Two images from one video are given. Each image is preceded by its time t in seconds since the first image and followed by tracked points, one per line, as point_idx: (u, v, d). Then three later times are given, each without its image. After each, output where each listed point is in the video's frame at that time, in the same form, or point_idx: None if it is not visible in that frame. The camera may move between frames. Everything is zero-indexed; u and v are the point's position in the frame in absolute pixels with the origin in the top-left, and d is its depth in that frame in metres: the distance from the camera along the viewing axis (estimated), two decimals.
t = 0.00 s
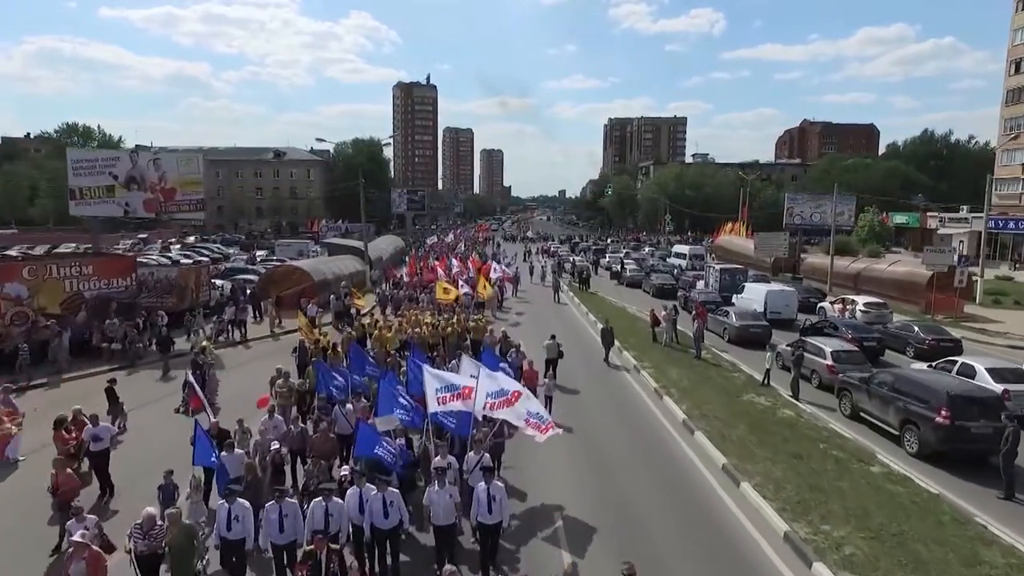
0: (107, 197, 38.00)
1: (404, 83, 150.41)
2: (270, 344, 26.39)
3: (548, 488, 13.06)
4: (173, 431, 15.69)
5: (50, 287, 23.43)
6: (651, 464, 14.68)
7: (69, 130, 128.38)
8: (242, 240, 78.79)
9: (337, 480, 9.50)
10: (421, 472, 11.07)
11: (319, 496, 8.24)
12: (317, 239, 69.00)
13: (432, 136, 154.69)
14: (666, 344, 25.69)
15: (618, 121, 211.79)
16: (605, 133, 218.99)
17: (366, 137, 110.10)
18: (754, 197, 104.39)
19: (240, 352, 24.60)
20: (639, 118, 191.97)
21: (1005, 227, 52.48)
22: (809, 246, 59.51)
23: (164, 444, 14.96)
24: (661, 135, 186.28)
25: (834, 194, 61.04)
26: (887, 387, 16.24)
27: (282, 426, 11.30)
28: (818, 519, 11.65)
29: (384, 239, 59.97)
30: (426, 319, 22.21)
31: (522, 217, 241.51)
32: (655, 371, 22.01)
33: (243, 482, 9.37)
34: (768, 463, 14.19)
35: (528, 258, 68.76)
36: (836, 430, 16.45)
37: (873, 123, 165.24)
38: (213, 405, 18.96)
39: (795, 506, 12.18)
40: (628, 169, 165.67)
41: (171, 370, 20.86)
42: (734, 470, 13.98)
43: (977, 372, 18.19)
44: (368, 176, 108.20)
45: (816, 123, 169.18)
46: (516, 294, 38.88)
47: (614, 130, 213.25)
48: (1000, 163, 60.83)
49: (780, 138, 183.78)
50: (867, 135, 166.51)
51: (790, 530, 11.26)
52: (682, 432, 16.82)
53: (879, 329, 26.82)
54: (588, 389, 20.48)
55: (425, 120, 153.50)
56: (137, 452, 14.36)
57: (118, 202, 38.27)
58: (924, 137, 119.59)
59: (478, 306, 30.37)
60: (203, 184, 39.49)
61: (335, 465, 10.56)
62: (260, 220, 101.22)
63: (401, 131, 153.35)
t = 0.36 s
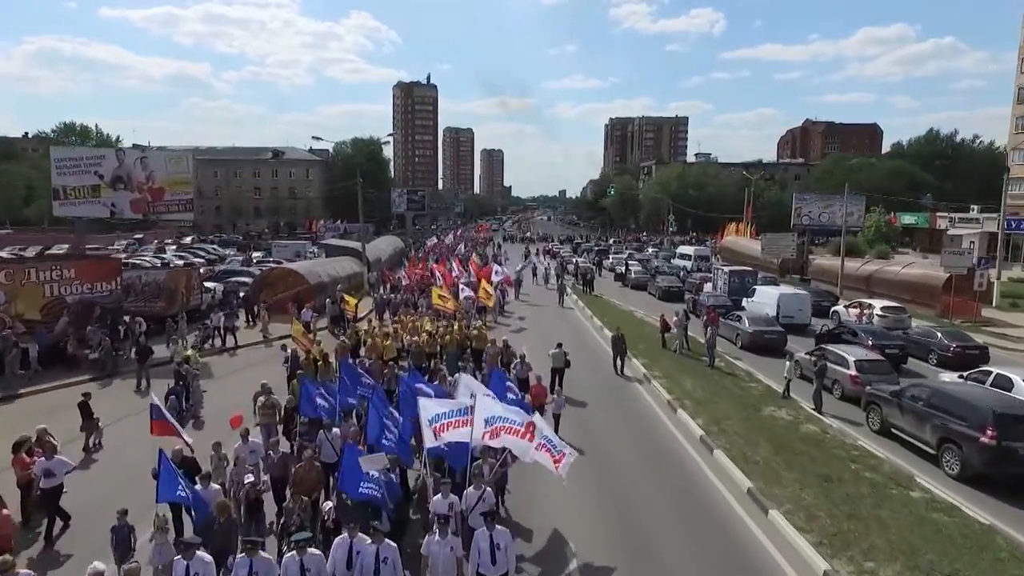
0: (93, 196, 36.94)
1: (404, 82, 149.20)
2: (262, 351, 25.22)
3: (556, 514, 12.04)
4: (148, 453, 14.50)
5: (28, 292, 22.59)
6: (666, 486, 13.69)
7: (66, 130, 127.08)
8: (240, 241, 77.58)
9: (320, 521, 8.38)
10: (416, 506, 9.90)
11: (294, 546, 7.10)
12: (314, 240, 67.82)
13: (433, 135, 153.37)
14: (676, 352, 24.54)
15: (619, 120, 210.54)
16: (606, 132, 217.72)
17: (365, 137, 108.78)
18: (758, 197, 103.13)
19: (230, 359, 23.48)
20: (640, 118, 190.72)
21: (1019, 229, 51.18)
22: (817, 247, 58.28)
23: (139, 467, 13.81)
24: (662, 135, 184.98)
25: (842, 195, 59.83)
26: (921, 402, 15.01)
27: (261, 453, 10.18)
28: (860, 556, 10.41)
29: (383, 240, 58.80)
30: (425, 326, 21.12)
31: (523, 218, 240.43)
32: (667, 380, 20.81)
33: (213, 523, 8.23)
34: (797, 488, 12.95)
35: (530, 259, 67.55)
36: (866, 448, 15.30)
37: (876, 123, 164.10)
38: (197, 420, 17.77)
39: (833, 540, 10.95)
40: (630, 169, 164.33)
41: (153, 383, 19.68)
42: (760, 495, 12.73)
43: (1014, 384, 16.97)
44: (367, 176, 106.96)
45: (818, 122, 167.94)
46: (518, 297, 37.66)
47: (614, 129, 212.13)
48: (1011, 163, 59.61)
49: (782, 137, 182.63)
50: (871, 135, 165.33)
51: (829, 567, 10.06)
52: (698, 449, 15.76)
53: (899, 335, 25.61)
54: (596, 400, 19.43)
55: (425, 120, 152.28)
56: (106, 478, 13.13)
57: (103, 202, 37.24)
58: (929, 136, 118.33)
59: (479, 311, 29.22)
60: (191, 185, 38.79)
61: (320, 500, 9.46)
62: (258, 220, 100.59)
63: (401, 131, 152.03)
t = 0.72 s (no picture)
0: (76, 196, 36.37)
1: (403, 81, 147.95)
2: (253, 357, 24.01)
3: (565, 536, 11.15)
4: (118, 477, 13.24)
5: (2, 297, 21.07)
6: (683, 503, 12.78)
7: (61, 129, 125.55)
8: (236, 241, 76.25)
9: None
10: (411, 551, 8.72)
11: None
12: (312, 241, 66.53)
13: (432, 135, 151.94)
14: (689, 361, 23.34)
15: (620, 120, 209.21)
16: (607, 132, 216.35)
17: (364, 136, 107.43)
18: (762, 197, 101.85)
19: (219, 366, 22.23)
20: (641, 117, 189.41)
21: None
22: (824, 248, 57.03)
23: (108, 493, 12.57)
24: (663, 134, 183.67)
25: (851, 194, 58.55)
26: (964, 419, 13.79)
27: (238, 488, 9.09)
28: None
29: (382, 241, 57.51)
30: (425, 335, 19.88)
31: (523, 218, 239.12)
32: (683, 392, 19.61)
33: None
34: (833, 518, 11.69)
35: (531, 260, 66.29)
36: (903, 469, 14.07)
37: (878, 122, 162.87)
38: (178, 434, 16.55)
39: None
40: (631, 169, 162.96)
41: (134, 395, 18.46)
42: (793, 526, 11.46)
43: None
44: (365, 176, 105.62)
45: (820, 121, 166.66)
46: (520, 300, 36.41)
47: (615, 129, 210.84)
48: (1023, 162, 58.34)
49: (784, 137, 181.44)
50: (873, 134, 164.10)
51: None
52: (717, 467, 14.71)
53: (923, 342, 24.34)
54: (603, 412, 18.45)
55: (425, 120, 150.96)
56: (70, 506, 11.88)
57: (87, 201, 36.68)
58: (933, 135, 117.03)
59: (481, 318, 27.98)
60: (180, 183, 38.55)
61: (301, 550, 8.32)
62: (256, 220, 99.38)
63: (401, 131, 150.63)
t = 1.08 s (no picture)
0: (54, 195, 34.98)
1: (400, 80, 146.73)
2: (240, 365, 22.69)
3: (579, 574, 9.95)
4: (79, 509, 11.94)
5: None
6: (705, 528, 11.57)
7: (54, 129, 124.10)
8: (230, 242, 74.86)
9: None
10: None
11: None
12: (307, 242, 65.22)
13: (430, 135, 150.65)
14: (701, 370, 22.08)
15: (618, 119, 208.25)
16: (606, 132, 215.20)
17: (361, 135, 106.02)
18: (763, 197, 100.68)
19: (203, 376, 20.92)
20: (640, 117, 188.19)
21: None
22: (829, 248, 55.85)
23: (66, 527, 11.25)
24: (662, 134, 182.51)
25: (857, 194, 57.34)
26: (1014, 442, 12.55)
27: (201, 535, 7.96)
28: None
29: (378, 242, 56.17)
30: (420, 344, 18.62)
31: (522, 218, 237.75)
32: (698, 406, 18.35)
33: None
34: (879, 558, 10.39)
35: (531, 261, 65.11)
36: (948, 495, 12.78)
37: (878, 122, 161.90)
38: (152, 454, 15.27)
39: None
40: (630, 168, 161.79)
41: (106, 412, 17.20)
42: (835, 566, 10.18)
43: None
44: (362, 177, 104.31)
45: (820, 121, 165.57)
46: (521, 304, 35.19)
47: (613, 129, 209.96)
48: None
49: (784, 136, 180.47)
50: (873, 134, 163.03)
51: None
52: (740, 490, 13.46)
53: (948, 349, 23.06)
54: (613, 428, 17.27)
55: (423, 120, 149.71)
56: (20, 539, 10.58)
57: (65, 202, 35.31)
58: (935, 135, 115.94)
59: (481, 324, 26.71)
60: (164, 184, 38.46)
61: None
62: (251, 221, 97.99)
63: (398, 130, 149.28)
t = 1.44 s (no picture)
0: (21, 194, 34.11)
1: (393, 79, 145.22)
2: (220, 377, 21.26)
3: None
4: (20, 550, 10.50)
5: None
6: (730, 567, 10.28)
7: (41, 127, 121.95)
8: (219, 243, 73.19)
9: None
10: None
11: None
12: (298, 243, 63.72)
13: (424, 134, 149.12)
14: (711, 381, 20.81)
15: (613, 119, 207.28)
16: (600, 131, 214.12)
17: (354, 134, 104.42)
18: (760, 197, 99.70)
19: (179, 389, 19.47)
20: (635, 116, 187.15)
21: None
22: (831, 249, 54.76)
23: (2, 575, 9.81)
24: (657, 134, 181.52)
25: (859, 193, 56.30)
26: None
27: None
28: None
29: (370, 243, 54.68)
30: (412, 356, 17.34)
31: (516, 219, 236.29)
32: (712, 421, 17.07)
33: None
34: None
35: (527, 262, 63.82)
36: (1000, 528, 11.49)
37: (873, 122, 161.29)
38: (116, 479, 13.81)
39: None
40: (625, 168, 160.74)
41: (69, 431, 15.76)
42: None
43: None
44: (355, 176, 102.71)
45: (816, 121, 164.87)
46: (518, 308, 33.85)
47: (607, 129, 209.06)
48: None
49: (779, 136, 179.81)
50: (868, 134, 162.48)
51: None
52: (765, 520, 12.13)
53: (971, 357, 21.88)
54: (622, 447, 16.00)
55: (417, 119, 148.20)
56: None
57: (33, 201, 34.44)
58: (932, 135, 115.26)
59: (477, 331, 25.38)
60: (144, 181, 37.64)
61: None
62: (242, 221, 96.27)
63: (391, 130, 147.69)
